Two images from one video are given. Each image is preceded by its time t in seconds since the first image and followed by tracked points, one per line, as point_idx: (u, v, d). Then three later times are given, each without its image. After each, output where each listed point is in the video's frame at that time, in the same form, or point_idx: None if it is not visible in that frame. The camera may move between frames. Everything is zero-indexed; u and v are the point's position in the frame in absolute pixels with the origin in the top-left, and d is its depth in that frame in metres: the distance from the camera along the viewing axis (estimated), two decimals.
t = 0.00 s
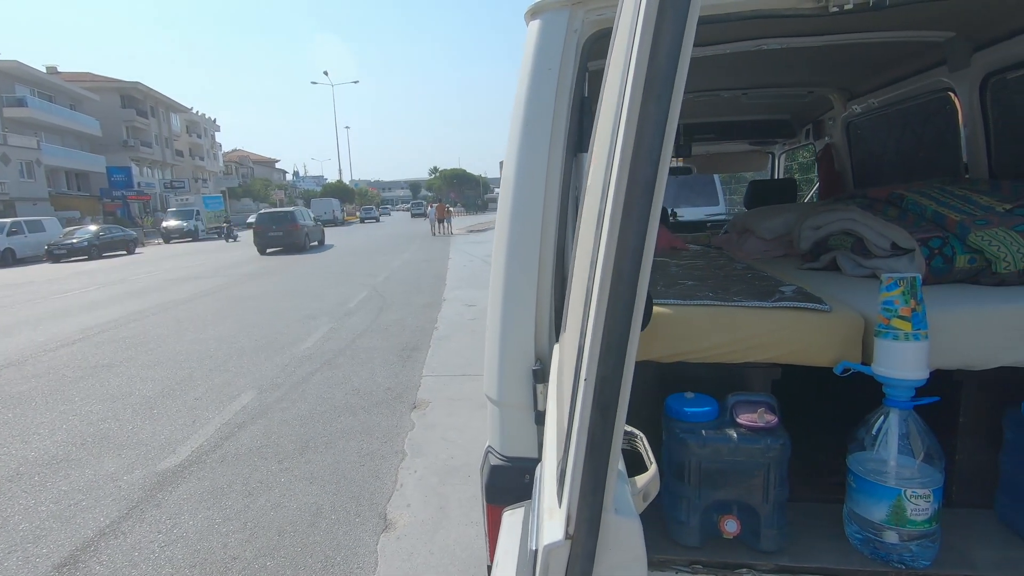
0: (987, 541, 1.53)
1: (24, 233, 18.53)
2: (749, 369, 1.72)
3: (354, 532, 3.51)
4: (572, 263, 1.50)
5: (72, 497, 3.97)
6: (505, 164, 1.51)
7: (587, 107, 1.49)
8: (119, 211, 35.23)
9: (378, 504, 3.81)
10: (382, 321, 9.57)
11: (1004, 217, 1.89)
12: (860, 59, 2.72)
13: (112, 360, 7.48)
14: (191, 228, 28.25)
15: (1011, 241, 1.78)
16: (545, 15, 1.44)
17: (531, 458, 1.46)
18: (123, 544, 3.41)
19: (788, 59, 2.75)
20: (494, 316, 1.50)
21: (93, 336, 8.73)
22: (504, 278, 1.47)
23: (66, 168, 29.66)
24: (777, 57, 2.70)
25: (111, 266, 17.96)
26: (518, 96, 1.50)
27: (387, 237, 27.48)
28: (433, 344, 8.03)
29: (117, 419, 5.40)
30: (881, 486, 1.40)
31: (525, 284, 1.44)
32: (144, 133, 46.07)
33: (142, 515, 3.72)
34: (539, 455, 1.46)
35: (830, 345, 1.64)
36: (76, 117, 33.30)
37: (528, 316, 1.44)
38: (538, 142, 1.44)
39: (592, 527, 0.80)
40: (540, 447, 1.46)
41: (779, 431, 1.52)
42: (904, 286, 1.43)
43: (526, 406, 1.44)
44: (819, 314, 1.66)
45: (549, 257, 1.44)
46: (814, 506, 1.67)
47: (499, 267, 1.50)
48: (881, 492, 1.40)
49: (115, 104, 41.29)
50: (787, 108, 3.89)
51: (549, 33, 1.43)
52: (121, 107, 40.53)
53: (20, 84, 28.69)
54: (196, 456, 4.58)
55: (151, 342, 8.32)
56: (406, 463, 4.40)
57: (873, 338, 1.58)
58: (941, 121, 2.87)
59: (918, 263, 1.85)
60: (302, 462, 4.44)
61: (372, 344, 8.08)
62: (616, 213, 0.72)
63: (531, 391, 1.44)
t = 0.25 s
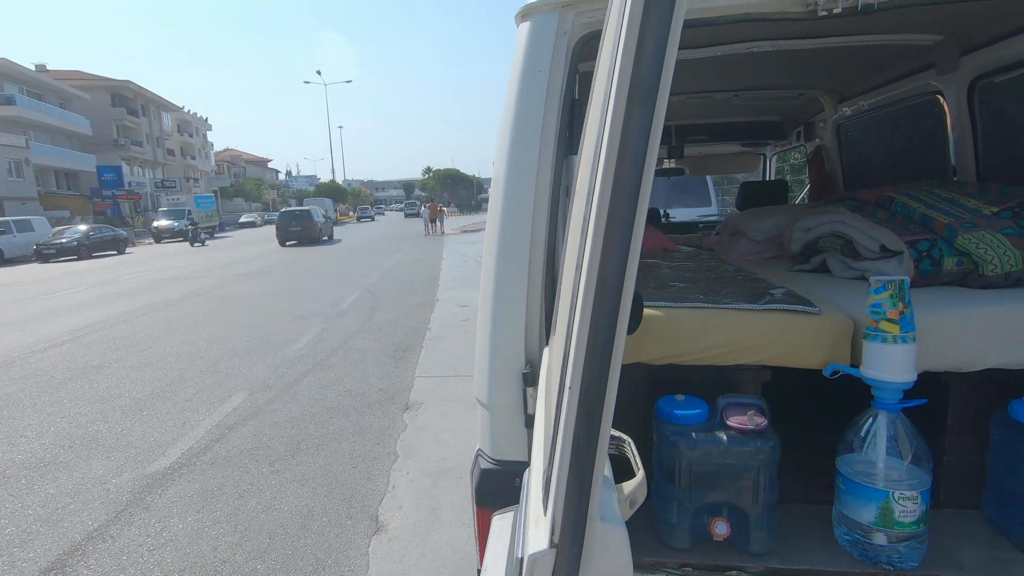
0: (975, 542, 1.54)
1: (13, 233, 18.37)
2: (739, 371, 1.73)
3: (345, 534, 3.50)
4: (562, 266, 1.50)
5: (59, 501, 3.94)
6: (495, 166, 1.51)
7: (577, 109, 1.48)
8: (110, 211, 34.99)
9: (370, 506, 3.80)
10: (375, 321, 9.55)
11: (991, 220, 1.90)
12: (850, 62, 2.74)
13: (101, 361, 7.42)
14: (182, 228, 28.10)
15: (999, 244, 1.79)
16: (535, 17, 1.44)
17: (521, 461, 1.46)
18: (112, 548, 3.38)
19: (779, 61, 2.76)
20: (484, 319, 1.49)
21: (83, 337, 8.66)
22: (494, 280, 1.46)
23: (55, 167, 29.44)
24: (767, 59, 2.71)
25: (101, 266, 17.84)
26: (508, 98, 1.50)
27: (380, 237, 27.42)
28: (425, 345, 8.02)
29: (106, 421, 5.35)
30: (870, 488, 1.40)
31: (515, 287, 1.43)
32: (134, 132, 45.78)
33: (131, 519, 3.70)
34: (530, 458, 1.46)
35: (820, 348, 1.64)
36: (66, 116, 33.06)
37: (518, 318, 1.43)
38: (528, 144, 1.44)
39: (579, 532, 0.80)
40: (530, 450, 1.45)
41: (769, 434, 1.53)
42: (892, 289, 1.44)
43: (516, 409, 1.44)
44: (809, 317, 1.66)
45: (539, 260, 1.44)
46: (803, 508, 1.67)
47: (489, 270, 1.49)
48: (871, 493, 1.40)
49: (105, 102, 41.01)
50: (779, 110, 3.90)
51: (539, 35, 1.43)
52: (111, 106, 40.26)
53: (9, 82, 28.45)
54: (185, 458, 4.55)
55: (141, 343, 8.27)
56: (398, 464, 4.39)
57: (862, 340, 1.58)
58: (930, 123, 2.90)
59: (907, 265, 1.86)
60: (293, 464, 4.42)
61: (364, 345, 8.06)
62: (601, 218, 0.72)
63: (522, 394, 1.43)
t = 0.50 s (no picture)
0: (966, 553, 1.52)
1: None
2: (728, 379, 1.70)
3: (332, 544, 3.44)
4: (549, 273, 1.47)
5: (39, 512, 3.87)
6: (479, 172, 1.48)
7: (563, 113, 1.45)
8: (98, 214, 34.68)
9: (357, 515, 3.75)
10: (365, 325, 9.48)
11: (980, 225, 1.89)
12: (841, 66, 2.73)
13: (86, 367, 7.33)
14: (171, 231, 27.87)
15: (988, 249, 1.78)
16: (521, 18, 1.41)
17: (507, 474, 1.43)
18: (92, 561, 3.32)
19: (769, 65, 2.74)
20: (468, 328, 1.46)
21: (67, 343, 8.55)
22: (479, 290, 1.43)
23: (41, 169, 29.14)
24: (758, 63, 2.69)
25: (88, 270, 17.66)
26: (493, 102, 1.46)
27: (371, 240, 27.31)
28: (416, 349, 7.96)
29: (89, 429, 5.27)
30: (861, 499, 1.38)
31: (501, 295, 1.40)
32: (122, 135, 45.38)
33: (112, 529, 3.63)
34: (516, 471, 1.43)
35: (810, 355, 1.62)
36: (52, 118, 32.72)
37: (503, 328, 1.40)
38: (514, 149, 1.40)
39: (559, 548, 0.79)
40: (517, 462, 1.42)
41: (760, 443, 1.50)
42: (883, 296, 1.42)
43: (501, 420, 1.41)
44: (799, 323, 1.64)
45: (526, 268, 1.41)
46: (794, 518, 1.64)
47: (474, 279, 1.46)
48: (862, 504, 1.38)
49: (93, 105, 40.67)
50: (769, 114, 3.89)
51: (525, 38, 1.40)
52: (99, 108, 39.92)
53: None
54: (170, 466, 4.48)
55: (128, 349, 8.17)
56: (387, 471, 4.34)
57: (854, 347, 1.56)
58: (918, 127, 2.89)
59: (896, 271, 1.84)
60: (279, 472, 4.36)
61: (354, 349, 8.00)
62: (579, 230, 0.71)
63: (507, 405, 1.40)
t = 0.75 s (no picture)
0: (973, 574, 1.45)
1: None
2: (725, 391, 1.63)
3: (319, 558, 3.36)
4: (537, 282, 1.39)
5: (19, 524, 3.77)
6: (464, 175, 1.41)
7: (552, 114, 1.38)
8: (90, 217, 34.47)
9: (345, 527, 3.66)
10: (358, 330, 9.39)
11: (984, 230, 1.83)
12: (838, 68, 2.68)
13: (73, 374, 7.22)
14: (164, 234, 27.70)
15: (993, 256, 1.71)
16: (508, 15, 1.34)
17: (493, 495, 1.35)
18: None
19: (765, 67, 2.68)
20: (453, 340, 1.39)
21: (55, 348, 8.44)
22: (463, 300, 1.36)
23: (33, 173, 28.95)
24: (754, 64, 2.63)
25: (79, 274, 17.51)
26: (479, 102, 1.40)
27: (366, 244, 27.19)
28: (409, 354, 7.87)
29: (74, 438, 5.17)
30: (867, 519, 1.31)
31: (486, 306, 1.33)
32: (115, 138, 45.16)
33: (94, 543, 3.54)
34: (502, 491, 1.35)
35: (811, 366, 1.56)
36: (44, 121, 32.53)
37: (489, 340, 1.33)
38: (500, 151, 1.33)
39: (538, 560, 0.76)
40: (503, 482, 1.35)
41: (759, 460, 1.43)
42: (888, 306, 1.35)
43: (487, 437, 1.34)
44: (799, 333, 1.58)
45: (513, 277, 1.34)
46: (793, 537, 1.58)
47: (458, 289, 1.39)
48: (868, 525, 1.31)
49: (86, 108, 40.46)
50: (765, 117, 3.84)
51: (511, 35, 1.33)
52: (92, 111, 39.71)
53: None
54: (155, 476, 4.39)
55: (117, 354, 8.06)
56: (377, 481, 4.25)
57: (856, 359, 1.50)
58: (917, 130, 2.84)
59: (899, 279, 1.78)
60: (267, 481, 4.27)
61: (347, 355, 7.90)
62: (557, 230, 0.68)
63: (493, 422, 1.33)
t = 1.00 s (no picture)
0: None
1: None
2: (732, 414, 1.54)
3: None
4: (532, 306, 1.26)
5: (7, 539, 3.68)
6: (451, 186, 1.32)
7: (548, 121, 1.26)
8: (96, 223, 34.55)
9: (340, 544, 3.55)
10: (359, 337, 9.28)
11: (1009, 244, 1.72)
12: (848, 72, 2.57)
13: (71, 382, 7.14)
14: (168, 239, 27.69)
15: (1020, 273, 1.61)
16: (500, 15, 1.25)
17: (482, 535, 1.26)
18: None
19: (773, 71, 2.57)
20: (439, 366, 1.29)
21: (54, 356, 8.37)
22: (450, 323, 1.26)
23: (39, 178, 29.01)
24: (761, 69, 2.53)
25: (82, 279, 17.47)
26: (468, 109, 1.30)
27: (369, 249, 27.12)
28: (410, 363, 7.76)
29: (69, 448, 5.09)
30: (891, 563, 1.21)
31: (474, 331, 1.23)
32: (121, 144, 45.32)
33: (82, 560, 3.45)
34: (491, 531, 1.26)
35: (826, 391, 1.45)
36: (50, 127, 32.64)
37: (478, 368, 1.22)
38: (491, 163, 1.23)
39: (530, 542, 0.80)
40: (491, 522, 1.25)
41: (770, 496, 1.33)
42: (911, 330, 1.24)
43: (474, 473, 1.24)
44: (813, 355, 1.47)
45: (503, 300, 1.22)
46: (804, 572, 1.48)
47: (445, 311, 1.28)
48: (892, 570, 1.20)
49: (92, 113, 40.61)
50: (771, 122, 3.73)
51: (503, 37, 1.23)
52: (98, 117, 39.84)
53: None
54: (148, 489, 4.30)
55: (115, 362, 7.98)
56: (373, 496, 4.14)
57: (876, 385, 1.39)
58: (931, 136, 2.74)
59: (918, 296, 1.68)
60: (261, 495, 4.17)
61: (347, 363, 7.80)
62: (537, 224, 0.73)
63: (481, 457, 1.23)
